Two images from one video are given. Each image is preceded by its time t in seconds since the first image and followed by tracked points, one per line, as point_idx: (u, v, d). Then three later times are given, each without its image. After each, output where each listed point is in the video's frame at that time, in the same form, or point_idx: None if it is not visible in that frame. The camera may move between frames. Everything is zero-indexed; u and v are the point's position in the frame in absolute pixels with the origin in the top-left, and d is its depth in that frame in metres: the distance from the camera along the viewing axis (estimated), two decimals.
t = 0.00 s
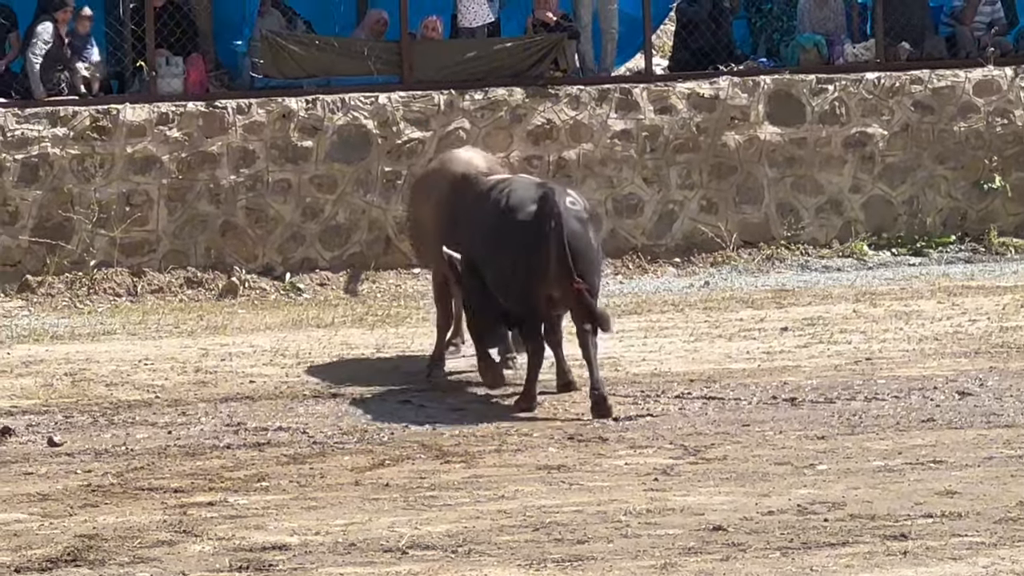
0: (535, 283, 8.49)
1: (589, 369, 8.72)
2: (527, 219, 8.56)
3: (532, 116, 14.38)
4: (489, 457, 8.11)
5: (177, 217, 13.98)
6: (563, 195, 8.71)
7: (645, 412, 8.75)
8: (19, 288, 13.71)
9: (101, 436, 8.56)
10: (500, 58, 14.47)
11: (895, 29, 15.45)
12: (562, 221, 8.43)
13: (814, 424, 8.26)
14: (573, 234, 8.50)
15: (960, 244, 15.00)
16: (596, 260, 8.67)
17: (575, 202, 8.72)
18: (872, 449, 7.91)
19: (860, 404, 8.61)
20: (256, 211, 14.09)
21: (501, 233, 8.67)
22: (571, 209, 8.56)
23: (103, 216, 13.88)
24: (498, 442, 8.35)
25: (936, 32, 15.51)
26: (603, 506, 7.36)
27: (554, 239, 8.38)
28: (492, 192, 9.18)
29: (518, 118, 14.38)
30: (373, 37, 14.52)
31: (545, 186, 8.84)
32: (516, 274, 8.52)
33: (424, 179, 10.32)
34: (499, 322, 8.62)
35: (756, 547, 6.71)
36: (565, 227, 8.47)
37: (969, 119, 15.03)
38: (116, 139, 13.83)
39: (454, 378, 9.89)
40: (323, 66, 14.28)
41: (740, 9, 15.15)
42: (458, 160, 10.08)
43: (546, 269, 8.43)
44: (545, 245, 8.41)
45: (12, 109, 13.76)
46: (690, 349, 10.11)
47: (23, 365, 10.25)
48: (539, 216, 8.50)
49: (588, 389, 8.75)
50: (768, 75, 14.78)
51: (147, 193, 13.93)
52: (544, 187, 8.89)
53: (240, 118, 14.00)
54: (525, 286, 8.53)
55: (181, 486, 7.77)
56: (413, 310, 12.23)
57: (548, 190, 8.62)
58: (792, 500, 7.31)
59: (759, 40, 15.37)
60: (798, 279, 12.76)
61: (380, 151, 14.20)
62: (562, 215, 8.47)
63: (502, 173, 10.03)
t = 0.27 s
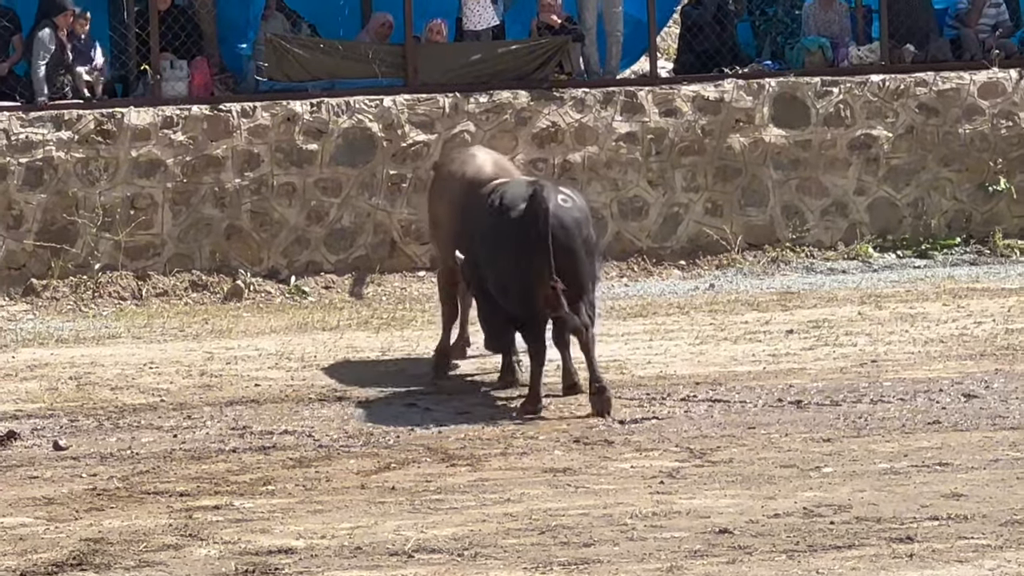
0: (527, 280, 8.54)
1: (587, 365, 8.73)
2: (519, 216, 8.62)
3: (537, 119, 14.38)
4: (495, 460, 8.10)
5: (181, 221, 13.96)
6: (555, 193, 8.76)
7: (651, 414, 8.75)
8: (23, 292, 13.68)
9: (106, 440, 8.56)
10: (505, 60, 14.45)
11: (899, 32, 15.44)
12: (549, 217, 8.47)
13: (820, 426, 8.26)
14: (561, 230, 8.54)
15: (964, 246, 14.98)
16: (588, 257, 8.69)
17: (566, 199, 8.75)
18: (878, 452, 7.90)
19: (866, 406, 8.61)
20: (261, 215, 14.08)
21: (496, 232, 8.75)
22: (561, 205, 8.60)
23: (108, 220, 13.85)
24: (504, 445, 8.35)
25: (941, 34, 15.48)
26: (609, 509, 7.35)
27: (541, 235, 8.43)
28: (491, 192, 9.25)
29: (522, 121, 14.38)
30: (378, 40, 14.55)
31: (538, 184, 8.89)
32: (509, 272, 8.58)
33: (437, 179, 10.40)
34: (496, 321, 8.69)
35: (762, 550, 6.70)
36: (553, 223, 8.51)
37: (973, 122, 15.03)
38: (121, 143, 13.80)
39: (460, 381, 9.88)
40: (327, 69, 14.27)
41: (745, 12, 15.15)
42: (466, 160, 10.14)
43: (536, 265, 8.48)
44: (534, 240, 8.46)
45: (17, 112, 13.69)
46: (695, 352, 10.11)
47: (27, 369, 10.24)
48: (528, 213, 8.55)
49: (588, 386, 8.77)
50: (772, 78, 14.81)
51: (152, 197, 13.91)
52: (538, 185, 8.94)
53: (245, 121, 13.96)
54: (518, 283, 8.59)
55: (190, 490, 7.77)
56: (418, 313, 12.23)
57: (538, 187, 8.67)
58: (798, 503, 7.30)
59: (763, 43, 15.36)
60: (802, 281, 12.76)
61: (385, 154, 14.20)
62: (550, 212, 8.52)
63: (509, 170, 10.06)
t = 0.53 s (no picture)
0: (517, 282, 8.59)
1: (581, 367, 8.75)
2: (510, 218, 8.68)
3: (540, 123, 14.38)
4: (499, 465, 8.10)
5: (184, 225, 13.95)
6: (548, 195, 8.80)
7: (654, 419, 8.74)
8: (26, 297, 13.66)
9: (109, 444, 8.55)
10: (508, 65, 14.48)
11: (903, 35, 15.59)
12: (538, 219, 8.52)
13: (824, 430, 8.26)
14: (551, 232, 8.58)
15: (967, 251, 15.00)
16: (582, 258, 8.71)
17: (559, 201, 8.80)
18: (882, 456, 7.90)
19: (870, 410, 8.61)
20: (264, 219, 14.07)
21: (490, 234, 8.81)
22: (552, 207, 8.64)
23: (111, 224, 13.84)
24: (507, 449, 8.34)
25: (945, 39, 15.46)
26: (612, 513, 7.34)
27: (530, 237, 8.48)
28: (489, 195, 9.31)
29: (526, 125, 14.38)
30: (382, 45, 14.52)
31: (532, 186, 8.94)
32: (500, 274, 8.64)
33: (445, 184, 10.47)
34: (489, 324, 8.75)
35: (766, 555, 6.68)
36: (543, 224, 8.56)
37: (976, 126, 15.04)
38: (124, 147, 13.80)
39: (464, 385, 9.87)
40: (330, 73, 14.29)
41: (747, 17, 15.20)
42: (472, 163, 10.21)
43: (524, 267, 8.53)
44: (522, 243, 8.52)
45: (20, 117, 13.67)
46: (698, 356, 10.11)
47: (29, 374, 10.23)
48: (518, 216, 8.61)
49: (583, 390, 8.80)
50: (776, 82, 14.82)
51: (155, 201, 13.90)
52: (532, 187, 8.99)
53: (248, 125, 13.96)
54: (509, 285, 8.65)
55: (193, 494, 7.76)
56: (421, 318, 12.22)
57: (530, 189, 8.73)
58: (802, 507, 7.29)
59: (767, 47, 15.39)
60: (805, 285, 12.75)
61: (388, 158, 14.20)
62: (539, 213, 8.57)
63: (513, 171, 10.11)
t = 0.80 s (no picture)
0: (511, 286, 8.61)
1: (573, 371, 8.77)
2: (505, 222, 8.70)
3: (541, 127, 14.39)
4: (500, 469, 8.10)
5: (186, 229, 13.95)
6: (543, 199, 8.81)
7: (655, 423, 8.74)
8: (28, 300, 13.66)
9: (111, 448, 8.56)
10: (509, 69, 14.48)
11: (904, 39, 15.72)
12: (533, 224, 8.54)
13: (824, 435, 8.26)
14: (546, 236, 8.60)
15: (969, 254, 15.01)
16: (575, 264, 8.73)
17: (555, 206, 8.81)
18: (882, 461, 7.90)
19: (870, 415, 8.61)
20: (265, 223, 14.08)
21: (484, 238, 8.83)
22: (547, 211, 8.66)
23: (113, 228, 13.85)
24: (507, 454, 8.34)
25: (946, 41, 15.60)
26: (613, 517, 7.34)
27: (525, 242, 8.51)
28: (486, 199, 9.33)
29: (527, 129, 14.38)
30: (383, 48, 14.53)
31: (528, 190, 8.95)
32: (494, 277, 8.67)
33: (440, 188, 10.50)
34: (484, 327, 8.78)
35: (767, 559, 6.68)
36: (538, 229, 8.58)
37: (978, 130, 15.03)
38: (125, 151, 13.81)
39: (465, 390, 9.87)
40: (331, 77, 14.28)
41: (748, 20, 15.20)
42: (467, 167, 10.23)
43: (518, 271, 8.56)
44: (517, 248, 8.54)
45: (21, 121, 13.70)
46: (699, 360, 10.11)
47: (31, 377, 10.24)
48: (514, 220, 8.63)
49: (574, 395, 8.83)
50: (778, 86, 14.79)
51: (157, 205, 13.90)
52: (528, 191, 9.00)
53: (249, 129, 13.98)
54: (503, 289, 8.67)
55: (194, 499, 7.77)
56: (422, 321, 12.23)
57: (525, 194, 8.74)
58: (803, 512, 7.29)
59: (768, 50, 15.37)
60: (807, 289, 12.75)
61: (389, 162, 14.21)
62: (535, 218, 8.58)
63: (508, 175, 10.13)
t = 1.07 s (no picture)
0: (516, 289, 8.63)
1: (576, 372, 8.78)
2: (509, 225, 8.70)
3: (540, 132, 14.40)
4: (499, 473, 8.11)
5: (185, 233, 13.95)
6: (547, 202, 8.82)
7: (654, 427, 8.75)
8: (27, 305, 13.66)
9: (110, 452, 8.57)
10: (507, 74, 14.46)
11: (902, 45, 15.84)
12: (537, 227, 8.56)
13: (823, 439, 8.26)
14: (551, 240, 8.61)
15: (967, 259, 14.99)
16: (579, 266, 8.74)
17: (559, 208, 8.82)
18: (881, 465, 7.90)
19: (869, 419, 8.61)
20: (264, 227, 14.08)
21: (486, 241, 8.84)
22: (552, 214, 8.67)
23: (111, 232, 13.85)
24: (506, 458, 8.34)
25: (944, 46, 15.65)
26: (612, 521, 7.34)
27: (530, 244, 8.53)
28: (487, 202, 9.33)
29: (526, 134, 14.39)
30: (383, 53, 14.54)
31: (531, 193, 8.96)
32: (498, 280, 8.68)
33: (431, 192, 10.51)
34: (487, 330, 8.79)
35: (765, 563, 6.68)
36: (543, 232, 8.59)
37: (976, 135, 15.05)
38: (124, 156, 13.81)
39: (463, 394, 9.87)
40: (331, 81, 14.27)
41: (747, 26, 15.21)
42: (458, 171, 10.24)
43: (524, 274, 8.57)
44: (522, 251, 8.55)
45: (20, 125, 13.69)
46: (698, 365, 10.12)
47: (31, 382, 10.24)
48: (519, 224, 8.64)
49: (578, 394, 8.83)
50: (775, 91, 14.81)
51: (155, 210, 13.91)
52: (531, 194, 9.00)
53: (248, 133, 13.98)
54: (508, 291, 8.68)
55: (193, 502, 7.77)
56: (421, 326, 12.23)
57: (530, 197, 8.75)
58: (801, 516, 7.29)
59: (767, 55, 15.39)
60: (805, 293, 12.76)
61: (388, 167, 14.22)
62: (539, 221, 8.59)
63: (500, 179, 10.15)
